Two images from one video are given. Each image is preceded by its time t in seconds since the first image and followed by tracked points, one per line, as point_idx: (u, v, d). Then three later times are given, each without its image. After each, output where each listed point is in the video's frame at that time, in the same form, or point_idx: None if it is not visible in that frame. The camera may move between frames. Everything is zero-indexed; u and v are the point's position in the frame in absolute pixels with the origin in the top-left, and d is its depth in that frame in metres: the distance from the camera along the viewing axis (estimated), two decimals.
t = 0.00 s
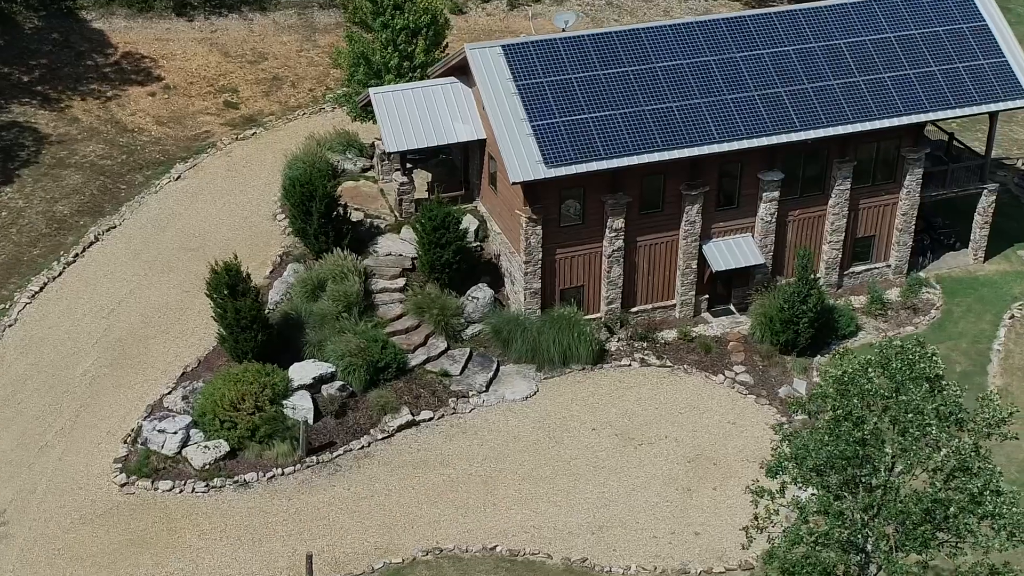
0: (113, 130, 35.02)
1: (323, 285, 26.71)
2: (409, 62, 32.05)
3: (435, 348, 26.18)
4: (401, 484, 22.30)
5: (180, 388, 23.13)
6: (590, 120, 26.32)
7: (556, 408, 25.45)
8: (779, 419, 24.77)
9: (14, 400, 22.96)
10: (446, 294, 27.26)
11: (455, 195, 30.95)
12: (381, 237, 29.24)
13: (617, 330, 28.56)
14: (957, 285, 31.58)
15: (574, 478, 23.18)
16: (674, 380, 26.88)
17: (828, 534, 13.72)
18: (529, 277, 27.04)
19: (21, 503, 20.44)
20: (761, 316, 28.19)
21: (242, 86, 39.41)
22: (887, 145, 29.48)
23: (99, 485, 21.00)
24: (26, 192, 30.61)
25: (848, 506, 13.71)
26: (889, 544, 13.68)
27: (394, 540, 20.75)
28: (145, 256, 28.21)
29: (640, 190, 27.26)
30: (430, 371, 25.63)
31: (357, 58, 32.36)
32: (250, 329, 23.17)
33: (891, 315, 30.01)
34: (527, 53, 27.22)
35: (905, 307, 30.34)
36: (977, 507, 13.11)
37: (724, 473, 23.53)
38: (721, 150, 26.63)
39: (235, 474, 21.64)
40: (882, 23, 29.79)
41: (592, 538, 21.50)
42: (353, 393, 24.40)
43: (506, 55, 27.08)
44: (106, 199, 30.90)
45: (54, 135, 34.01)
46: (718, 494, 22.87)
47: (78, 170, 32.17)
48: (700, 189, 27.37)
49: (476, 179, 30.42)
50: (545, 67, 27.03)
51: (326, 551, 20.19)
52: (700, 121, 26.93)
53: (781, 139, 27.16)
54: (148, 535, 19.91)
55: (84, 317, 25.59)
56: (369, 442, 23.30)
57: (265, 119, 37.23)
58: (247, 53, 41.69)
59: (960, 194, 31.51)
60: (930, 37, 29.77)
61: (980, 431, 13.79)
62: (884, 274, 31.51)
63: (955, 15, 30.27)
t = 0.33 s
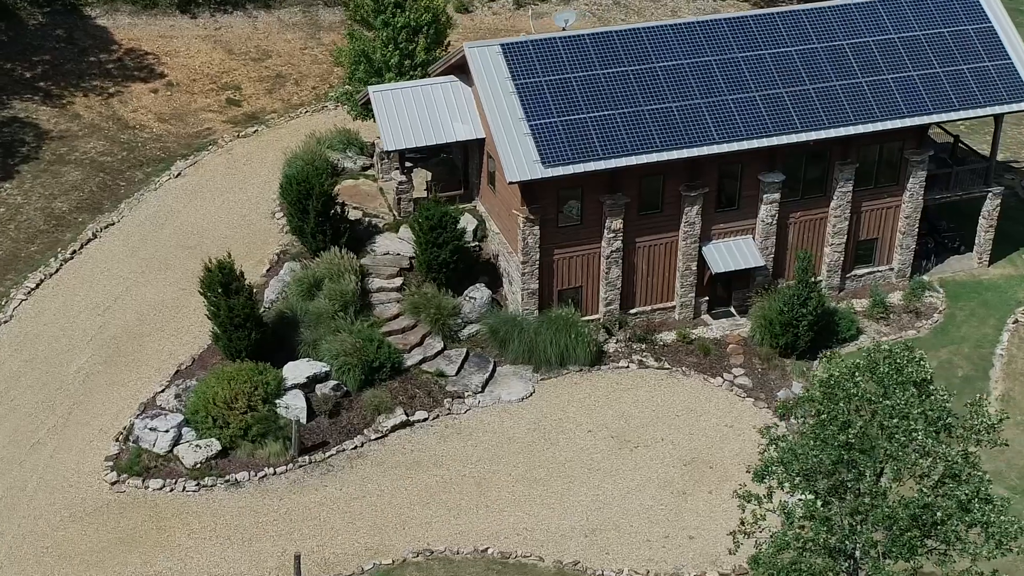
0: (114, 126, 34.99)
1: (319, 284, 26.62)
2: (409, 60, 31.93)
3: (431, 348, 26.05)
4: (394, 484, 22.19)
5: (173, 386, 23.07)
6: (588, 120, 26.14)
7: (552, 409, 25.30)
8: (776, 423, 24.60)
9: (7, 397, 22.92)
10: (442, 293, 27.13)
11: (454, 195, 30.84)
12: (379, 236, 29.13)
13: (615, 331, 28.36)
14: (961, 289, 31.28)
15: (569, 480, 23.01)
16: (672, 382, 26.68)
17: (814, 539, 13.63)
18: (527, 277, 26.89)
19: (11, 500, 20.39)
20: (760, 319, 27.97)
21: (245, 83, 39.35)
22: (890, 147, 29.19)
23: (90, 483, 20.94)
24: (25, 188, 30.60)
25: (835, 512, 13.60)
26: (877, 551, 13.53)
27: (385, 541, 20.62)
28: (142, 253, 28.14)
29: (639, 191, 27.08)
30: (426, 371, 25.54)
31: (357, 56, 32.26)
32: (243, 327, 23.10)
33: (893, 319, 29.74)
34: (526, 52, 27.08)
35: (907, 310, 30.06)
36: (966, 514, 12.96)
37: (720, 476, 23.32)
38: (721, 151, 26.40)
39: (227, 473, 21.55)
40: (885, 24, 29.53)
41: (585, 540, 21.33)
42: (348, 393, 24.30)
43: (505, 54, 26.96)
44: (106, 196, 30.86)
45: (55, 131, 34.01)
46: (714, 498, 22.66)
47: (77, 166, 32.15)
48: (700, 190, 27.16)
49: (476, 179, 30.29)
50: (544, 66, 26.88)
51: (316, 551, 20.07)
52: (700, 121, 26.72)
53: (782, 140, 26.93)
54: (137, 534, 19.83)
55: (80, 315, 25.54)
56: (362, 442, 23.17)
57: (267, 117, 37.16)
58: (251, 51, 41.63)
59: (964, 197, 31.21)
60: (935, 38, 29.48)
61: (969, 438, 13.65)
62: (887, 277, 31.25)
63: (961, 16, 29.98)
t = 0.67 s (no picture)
0: (118, 122, 35.00)
1: (318, 282, 26.51)
2: (412, 58, 31.82)
3: (430, 347, 25.93)
4: (388, 485, 22.07)
5: (169, 383, 23.02)
6: (589, 120, 25.95)
7: (549, 410, 25.16)
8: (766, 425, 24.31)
9: (2, 392, 22.91)
10: (442, 292, 27.00)
11: (455, 194, 30.76)
12: (380, 234, 29.03)
13: (616, 332, 28.11)
14: (968, 292, 30.95)
15: (565, 482, 22.84)
16: (672, 384, 26.47)
17: (802, 545, 13.43)
18: (526, 276, 26.73)
19: (4, 496, 20.36)
20: (762, 320, 27.77)
21: (251, 80, 39.30)
22: (895, 149, 28.91)
23: (83, 479, 20.89)
24: (27, 184, 30.62)
25: (824, 517, 13.44)
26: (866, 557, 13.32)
27: (377, 541, 20.51)
28: (142, 250, 28.11)
29: (640, 191, 26.89)
30: (424, 371, 25.43)
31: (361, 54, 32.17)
32: (239, 325, 23.04)
33: (898, 322, 29.44)
34: (527, 51, 26.94)
35: (911, 314, 29.77)
36: (955, 522, 12.93)
37: (717, 480, 23.11)
38: (723, 151, 26.18)
39: (220, 471, 21.45)
40: (892, 25, 29.25)
41: (579, 543, 21.16)
42: (344, 392, 24.20)
43: (506, 52, 26.84)
44: (107, 192, 30.86)
45: (58, 126, 34.04)
46: (711, 501, 22.45)
47: (80, 162, 32.16)
48: (701, 190, 26.93)
49: (477, 178, 30.17)
50: (545, 65, 26.73)
51: (307, 551, 19.96)
52: (702, 122, 26.50)
53: (785, 142, 26.68)
54: (129, 531, 19.76)
55: (77, 311, 25.51)
56: (357, 442, 23.04)
57: (272, 114, 37.10)
58: (257, 48, 41.60)
59: (971, 200, 30.83)
60: (942, 39, 29.18)
61: (959, 443, 13.60)
62: (892, 280, 30.94)
63: (969, 17, 29.66)
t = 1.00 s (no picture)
0: (123, 119, 35.02)
1: (317, 280, 26.45)
2: (416, 56, 31.74)
3: (428, 347, 25.82)
4: (382, 484, 21.96)
5: (164, 380, 22.98)
6: (590, 119, 25.78)
7: (547, 411, 25.00)
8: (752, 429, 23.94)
9: None
10: (441, 292, 26.86)
11: (458, 193, 30.66)
12: (380, 233, 28.94)
13: (617, 333, 27.92)
14: (974, 297, 30.63)
15: (561, 484, 22.69)
16: (672, 386, 26.27)
17: (789, 550, 13.21)
18: (526, 277, 26.59)
19: None
20: (764, 323, 27.52)
21: (257, 78, 39.29)
22: (901, 151, 28.60)
23: (76, 475, 20.87)
24: (30, 179, 30.67)
25: (812, 523, 13.23)
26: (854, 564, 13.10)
27: (369, 541, 20.40)
28: (143, 247, 28.10)
29: (641, 192, 26.69)
30: (421, 371, 25.32)
31: (364, 52, 32.14)
32: (236, 322, 22.96)
33: (902, 326, 29.14)
34: (529, 49, 26.78)
35: (916, 318, 29.44)
36: (941, 530, 12.69)
37: (715, 483, 22.91)
38: (725, 152, 25.96)
39: (213, 469, 21.38)
40: (899, 26, 28.96)
41: (573, 545, 20.99)
42: (340, 390, 24.10)
43: (507, 50, 26.68)
44: (110, 188, 30.87)
45: (63, 122, 34.09)
46: (707, 505, 22.27)
47: (83, 158, 32.18)
48: (703, 192, 26.74)
49: (480, 177, 30.06)
50: (547, 64, 26.57)
51: (298, 550, 19.87)
52: (704, 122, 26.29)
53: (788, 143, 26.44)
54: (120, 528, 19.71)
55: (76, 307, 25.51)
56: (352, 442, 22.95)
57: (277, 112, 37.06)
58: (264, 45, 41.58)
59: (978, 204, 30.51)
60: (950, 40, 28.87)
61: (950, 451, 13.40)
62: (898, 284, 30.60)
63: (977, 18, 29.35)
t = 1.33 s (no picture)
0: (127, 115, 35.03)
1: (315, 278, 26.38)
2: (419, 54, 31.67)
3: (426, 347, 25.72)
4: (376, 484, 21.84)
5: (159, 377, 22.94)
6: (590, 118, 25.62)
7: (543, 412, 24.84)
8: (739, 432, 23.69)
9: None
10: (440, 291, 26.76)
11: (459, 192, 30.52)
12: (380, 231, 28.83)
13: (616, 334, 27.66)
14: (979, 300, 30.32)
15: (556, 485, 22.54)
16: (670, 388, 26.06)
17: (775, 556, 12.97)
18: (525, 277, 26.46)
19: None
20: (765, 325, 27.28)
21: (262, 75, 39.26)
22: (906, 153, 28.32)
23: (68, 472, 20.83)
24: (31, 175, 30.70)
25: (798, 528, 13.05)
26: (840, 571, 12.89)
27: (361, 540, 20.30)
28: (143, 243, 28.09)
29: (641, 192, 26.50)
30: (418, 370, 25.19)
31: (367, 49, 32.11)
32: (231, 320, 22.90)
33: (905, 329, 28.87)
34: (530, 47, 26.64)
35: (920, 321, 29.15)
36: (927, 536, 12.52)
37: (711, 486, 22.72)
38: (726, 152, 25.75)
39: (206, 467, 21.29)
40: (905, 26, 28.68)
41: (567, 547, 20.84)
42: (336, 389, 24.01)
43: (508, 49, 26.54)
44: (111, 184, 30.87)
45: (66, 118, 34.12)
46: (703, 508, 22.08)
47: (85, 154, 32.21)
48: (705, 192, 26.54)
49: (481, 176, 29.93)
50: (548, 63, 26.43)
51: (289, 549, 19.77)
52: (705, 122, 26.09)
53: (790, 143, 26.20)
54: (110, 525, 19.66)
55: (73, 302, 25.50)
56: (346, 440, 22.84)
57: (281, 109, 37.01)
58: (270, 42, 41.55)
59: (984, 206, 30.21)
60: (956, 41, 28.59)
61: (940, 459, 13.19)
62: (902, 287, 30.39)
63: (984, 19, 29.07)
